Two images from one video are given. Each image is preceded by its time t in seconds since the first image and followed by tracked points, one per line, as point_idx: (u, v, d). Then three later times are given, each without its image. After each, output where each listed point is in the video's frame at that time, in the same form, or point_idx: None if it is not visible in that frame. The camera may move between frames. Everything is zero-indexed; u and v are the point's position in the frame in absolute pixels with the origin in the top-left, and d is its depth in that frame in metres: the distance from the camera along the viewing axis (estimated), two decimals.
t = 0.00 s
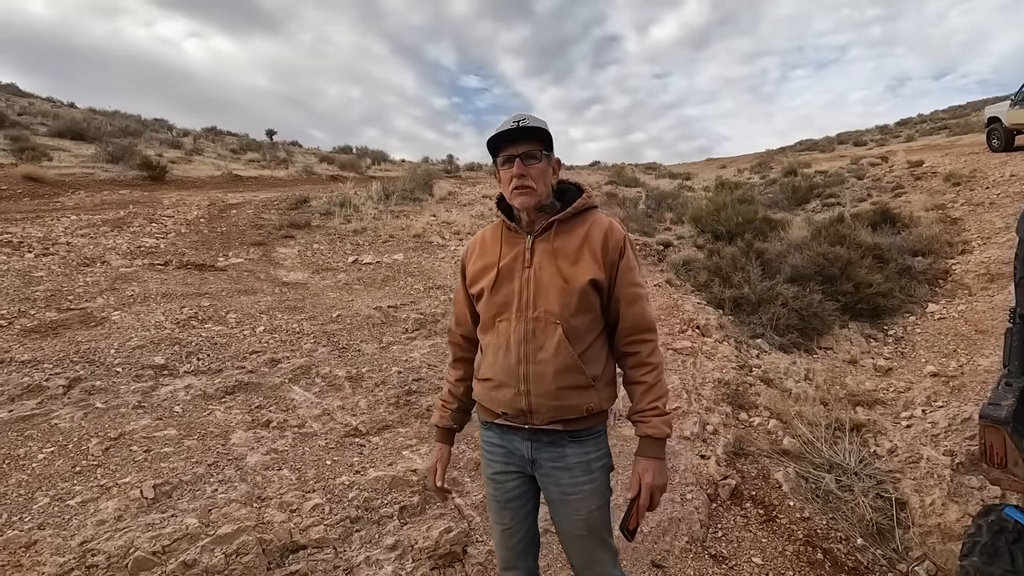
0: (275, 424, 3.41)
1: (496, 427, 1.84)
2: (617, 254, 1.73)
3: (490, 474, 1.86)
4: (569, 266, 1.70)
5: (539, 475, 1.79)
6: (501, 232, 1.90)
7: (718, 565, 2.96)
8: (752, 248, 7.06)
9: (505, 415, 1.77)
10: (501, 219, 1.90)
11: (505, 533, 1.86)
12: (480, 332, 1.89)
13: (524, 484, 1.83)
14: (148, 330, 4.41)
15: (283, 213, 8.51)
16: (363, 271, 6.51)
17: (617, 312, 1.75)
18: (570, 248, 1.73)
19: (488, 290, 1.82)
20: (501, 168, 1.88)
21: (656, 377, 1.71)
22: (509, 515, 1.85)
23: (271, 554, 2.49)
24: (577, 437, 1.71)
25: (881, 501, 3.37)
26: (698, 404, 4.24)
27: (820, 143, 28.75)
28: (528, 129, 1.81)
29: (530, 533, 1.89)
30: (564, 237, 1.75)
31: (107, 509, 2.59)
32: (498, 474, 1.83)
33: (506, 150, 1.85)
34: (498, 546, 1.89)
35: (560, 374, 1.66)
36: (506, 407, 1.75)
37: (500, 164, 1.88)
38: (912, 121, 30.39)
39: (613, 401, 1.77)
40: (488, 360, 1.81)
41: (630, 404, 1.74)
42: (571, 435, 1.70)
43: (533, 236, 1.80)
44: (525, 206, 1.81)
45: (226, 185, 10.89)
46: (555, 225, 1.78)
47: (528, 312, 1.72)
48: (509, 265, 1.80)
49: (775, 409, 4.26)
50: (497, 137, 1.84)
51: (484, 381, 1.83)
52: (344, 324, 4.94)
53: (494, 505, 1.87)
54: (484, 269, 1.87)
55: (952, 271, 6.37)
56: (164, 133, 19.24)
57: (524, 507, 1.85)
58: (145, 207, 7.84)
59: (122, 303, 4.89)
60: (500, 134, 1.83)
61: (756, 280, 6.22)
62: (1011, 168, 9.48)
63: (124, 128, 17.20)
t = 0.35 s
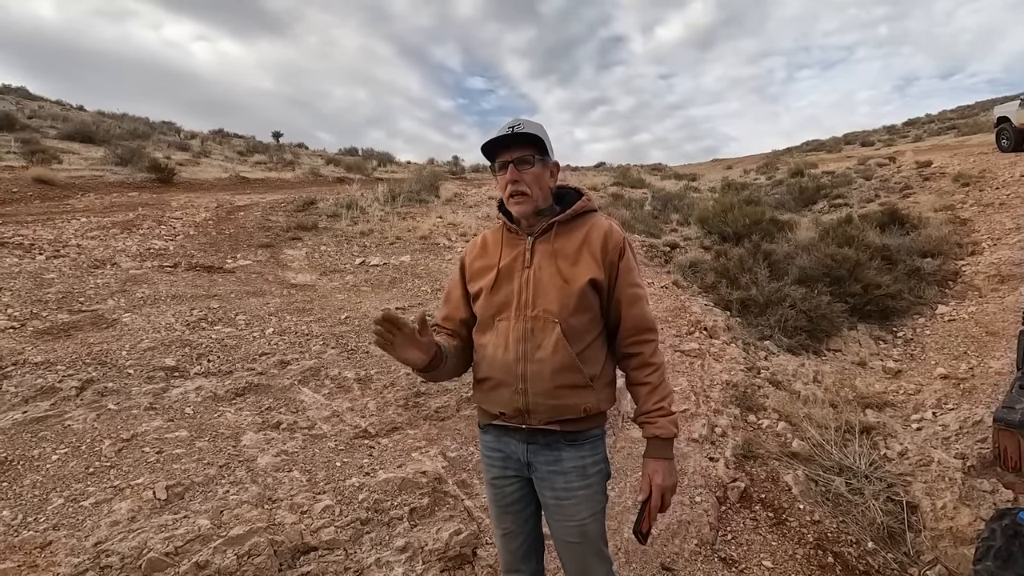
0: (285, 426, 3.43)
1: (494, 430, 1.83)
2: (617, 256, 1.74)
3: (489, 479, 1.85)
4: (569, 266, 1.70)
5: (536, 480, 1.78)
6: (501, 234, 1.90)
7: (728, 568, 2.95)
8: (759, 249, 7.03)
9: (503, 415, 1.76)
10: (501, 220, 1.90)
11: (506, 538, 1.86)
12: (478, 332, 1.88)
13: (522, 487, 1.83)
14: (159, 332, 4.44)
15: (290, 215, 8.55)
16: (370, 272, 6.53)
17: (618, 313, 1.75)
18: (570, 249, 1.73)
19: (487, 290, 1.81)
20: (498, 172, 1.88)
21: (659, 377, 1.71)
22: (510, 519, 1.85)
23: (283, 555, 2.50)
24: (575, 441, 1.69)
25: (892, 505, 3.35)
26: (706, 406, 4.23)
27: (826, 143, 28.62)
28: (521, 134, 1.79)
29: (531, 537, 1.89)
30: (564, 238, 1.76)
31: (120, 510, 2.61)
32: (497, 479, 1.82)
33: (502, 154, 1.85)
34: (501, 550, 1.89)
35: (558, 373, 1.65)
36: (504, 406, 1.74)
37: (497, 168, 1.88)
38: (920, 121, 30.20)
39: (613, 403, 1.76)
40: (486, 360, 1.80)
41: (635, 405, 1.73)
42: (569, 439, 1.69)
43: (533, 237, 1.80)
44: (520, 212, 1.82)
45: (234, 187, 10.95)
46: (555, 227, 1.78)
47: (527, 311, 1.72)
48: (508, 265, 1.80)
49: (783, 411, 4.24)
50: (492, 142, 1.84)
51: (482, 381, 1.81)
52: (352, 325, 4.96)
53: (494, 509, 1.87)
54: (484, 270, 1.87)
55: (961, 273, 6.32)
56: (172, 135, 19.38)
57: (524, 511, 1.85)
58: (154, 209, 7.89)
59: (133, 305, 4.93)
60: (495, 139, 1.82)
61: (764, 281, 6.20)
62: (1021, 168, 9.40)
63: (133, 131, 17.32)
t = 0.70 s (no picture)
0: (290, 428, 3.43)
1: (500, 435, 1.75)
2: (628, 259, 1.77)
3: (494, 488, 1.79)
4: (586, 265, 1.69)
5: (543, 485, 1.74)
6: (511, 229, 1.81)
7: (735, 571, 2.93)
8: (765, 251, 7.00)
9: (512, 415, 1.68)
10: (513, 214, 1.81)
11: (511, 547, 1.81)
12: (482, 326, 1.77)
13: (529, 494, 1.78)
14: (165, 334, 4.46)
15: (295, 217, 8.58)
16: (375, 274, 6.54)
17: (626, 315, 1.78)
18: (586, 247, 1.72)
19: (498, 284, 1.72)
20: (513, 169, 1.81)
21: (661, 377, 1.76)
22: (515, 528, 1.80)
23: (288, 557, 2.50)
24: (583, 440, 1.68)
25: (901, 508, 3.31)
26: (712, 408, 4.20)
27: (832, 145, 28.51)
28: (542, 129, 1.76)
29: (535, 544, 1.85)
30: (579, 237, 1.75)
31: (127, 511, 2.62)
32: (502, 487, 1.77)
33: (520, 150, 1.79)
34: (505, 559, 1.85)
35: (575, 371, 1.63)
36: (515, 406, 1.66)
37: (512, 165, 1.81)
38: (927, 122, 30.01)
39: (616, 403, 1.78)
40: (495, 357, 1.71)
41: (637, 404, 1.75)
42: (579, 437, 1.67)
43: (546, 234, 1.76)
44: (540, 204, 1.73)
45: (240, 190, 11.00)
46: (570, 226, 1.77)
47: (542, 308, 1.67)
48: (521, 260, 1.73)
49: (790, 414, 4.21)
50: (511, 138, 1.78)
51: (489, 380, 1.72)
52: (358, 327, 4.96)
53: (499, 519, 1.81)
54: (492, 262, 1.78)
55: (970, 274, 6.27)
56: (179, 139, 19.52)
57: (528, 519, 1.81)
58: (161, 212, 7.94)
59: (140, 307, 4.95)
60: (514, 135, 1.76)
61: (770, 283, 6.17)
62: None
63: (140, 135, 17.43)
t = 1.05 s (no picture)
0: (294, 429, 3.45)
1: (510, 447, 1.69)
2: (638, 266, 1.79)
3: (498, 503, 1.72)
4: (599, 271, 1.68)
5: (548, 501, 1.70)
6: (519, 231, 1.76)
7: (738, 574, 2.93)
8: (770, 252, 6.99)
9: (524, 429, 1.62)
10: (521, 215, 1.76)
11: (512, 565, 1.77)
12: (490, 335, 1.70)
13: (532, 512, 1.73)
14: (172, 335, 4.49)
15: (300, 219, 8.62)
16: (380, 276, 6.56)
17: (636, 321, 1.80)
18: (599, 253, 1.71)
19: (509, 290, 1.67)
20: (515, 167, 1.80)
21: (670, 386, 1.80)
22: (517, 546, 1.75)
23: (292, 557, 2.52)
24: (594, 454, 1.65)
25: (906, 511, 3.30)
26: (716, 410, 4.19)
27: (838, 146, 28.40)
28: (545, 125, 1.75)
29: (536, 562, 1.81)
30: (591, 243, 1.74)
31: (133, 511, 2.64)
32: (506, 504, 1.70)
33: (522, 148, 1.78)
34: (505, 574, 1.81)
35: (592, 381, 1.61)
36: (529, 419, 1.61)
37: (514, 163, 1.80)
38: (935, 122, 29.84)
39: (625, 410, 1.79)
40: (506, 367, 1.65)
41: (649, 412, 1.79)
42: (590, 451, 1.64)
43: (557, 238, 1.73)
44: (545, 204, 1.71)
45: (246, 193, 11.06)
46: (581, 230, 1.75)
47: (557, 316, 1.64)
48: (533, 265, 1.69)
49: (795, 416, 4.20)
50: (512, 134, 1.77)
51: (500, 391, 1.65)
52: (362, 329, 4.98)
53: (500, 537, 1.75)
54: (499, 267, 1.72)
55: (977, 275, 6.23)
56: (186, 142, 19.65)
57: (530, 537, 1.75)
58: (168, 215, 8.00)
59: (146, 309, 4.98)
60: (517, 131, 1.76)
61: (774, 284, 6.16)
62: None
63: (148, 138, 17.54)
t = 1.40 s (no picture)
0: (301, 429, 3.48)
1: (536, 466, 1.62)
2: (654, 267, 1.84)
3: (514, 520, 1.63)
4: (619, 279, 1.70)
5: (573, 519, 1.64)
6: (528, 244, 1.75)
7: None
8: (776, 254, 6.97)
9: (557, 452, 1.58)
10: (530, 227, 1.74)
11: None
12: (508, 356, 1.65)
13: (551, 534, 1.64)
14: (180, 336, 4.54)
15: (306, 221, 8.68)
16: (385, 278, 6.59)
17: (657, 324, 1.82)
18: (615, 260, 1.73)
19: (528, 308, 1.64)
20: (520, 176, 1.80)
21: (695, 387, 1.83)
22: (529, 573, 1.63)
23: (299, 557, 2.54)
24: (627, 468, 1.67)
25: (912, 513, 3.29)
26: (722, 412, 4.20)
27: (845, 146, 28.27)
28: (549, 133, 1.74)
29: None
30: (605, 250, 1.75)
31: (142, 510, 2.68)
32: (528, 522, 1.61)
33: (526, 156, 1.78)
34: None
35: (624, 396, 1.62)
36: (562, 442, 1.57)
37: (519, 172, 1.80)
38: (943, 122, 29.63)
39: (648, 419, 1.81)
40: (530, 389, 1.61)
41: (674, 415, 1.81)
42: (623, 466, 1.66)
43: (571, 248, 1.73)
44: (552, 216, 1.73)
45: (253, 194, 11.14)
46: (593, 236, 1.77)
47: (581, 331, 1.63)
48: (549, 279, 1.67)
49: (801, 418, 4.20)
50: (516, 143, 1.77)
51: (525, 415, 1.61)
52: (368, 330, 5.01)
53: (512, 561, 1.63)
54: (514, 284, 1.68)
55: (985, 276, 6.19)
56: (193, 144, 19.80)
57: (543, 564, 1.64)
58: (175, 217, 8.07)
59: (155, 311, 5.04)
60: (521, 139, 1.75)
61: (780, 285, 6.15)
62: None
63: (156, 140, 17.70)
